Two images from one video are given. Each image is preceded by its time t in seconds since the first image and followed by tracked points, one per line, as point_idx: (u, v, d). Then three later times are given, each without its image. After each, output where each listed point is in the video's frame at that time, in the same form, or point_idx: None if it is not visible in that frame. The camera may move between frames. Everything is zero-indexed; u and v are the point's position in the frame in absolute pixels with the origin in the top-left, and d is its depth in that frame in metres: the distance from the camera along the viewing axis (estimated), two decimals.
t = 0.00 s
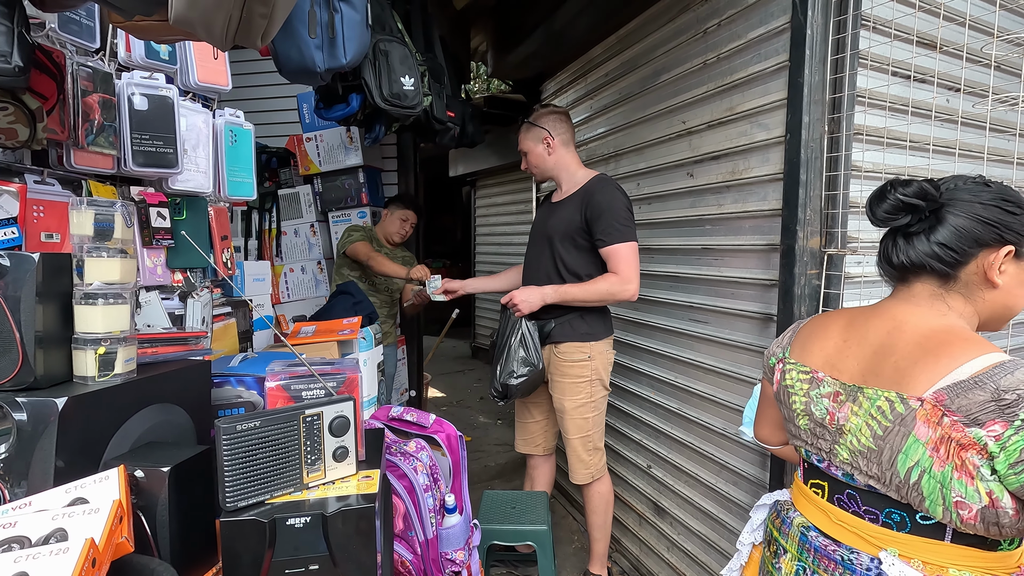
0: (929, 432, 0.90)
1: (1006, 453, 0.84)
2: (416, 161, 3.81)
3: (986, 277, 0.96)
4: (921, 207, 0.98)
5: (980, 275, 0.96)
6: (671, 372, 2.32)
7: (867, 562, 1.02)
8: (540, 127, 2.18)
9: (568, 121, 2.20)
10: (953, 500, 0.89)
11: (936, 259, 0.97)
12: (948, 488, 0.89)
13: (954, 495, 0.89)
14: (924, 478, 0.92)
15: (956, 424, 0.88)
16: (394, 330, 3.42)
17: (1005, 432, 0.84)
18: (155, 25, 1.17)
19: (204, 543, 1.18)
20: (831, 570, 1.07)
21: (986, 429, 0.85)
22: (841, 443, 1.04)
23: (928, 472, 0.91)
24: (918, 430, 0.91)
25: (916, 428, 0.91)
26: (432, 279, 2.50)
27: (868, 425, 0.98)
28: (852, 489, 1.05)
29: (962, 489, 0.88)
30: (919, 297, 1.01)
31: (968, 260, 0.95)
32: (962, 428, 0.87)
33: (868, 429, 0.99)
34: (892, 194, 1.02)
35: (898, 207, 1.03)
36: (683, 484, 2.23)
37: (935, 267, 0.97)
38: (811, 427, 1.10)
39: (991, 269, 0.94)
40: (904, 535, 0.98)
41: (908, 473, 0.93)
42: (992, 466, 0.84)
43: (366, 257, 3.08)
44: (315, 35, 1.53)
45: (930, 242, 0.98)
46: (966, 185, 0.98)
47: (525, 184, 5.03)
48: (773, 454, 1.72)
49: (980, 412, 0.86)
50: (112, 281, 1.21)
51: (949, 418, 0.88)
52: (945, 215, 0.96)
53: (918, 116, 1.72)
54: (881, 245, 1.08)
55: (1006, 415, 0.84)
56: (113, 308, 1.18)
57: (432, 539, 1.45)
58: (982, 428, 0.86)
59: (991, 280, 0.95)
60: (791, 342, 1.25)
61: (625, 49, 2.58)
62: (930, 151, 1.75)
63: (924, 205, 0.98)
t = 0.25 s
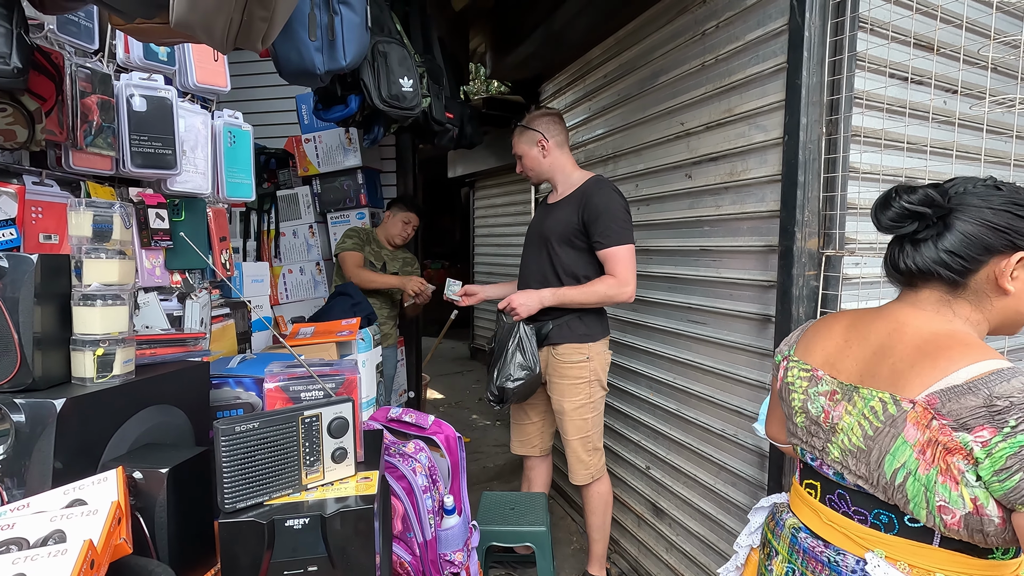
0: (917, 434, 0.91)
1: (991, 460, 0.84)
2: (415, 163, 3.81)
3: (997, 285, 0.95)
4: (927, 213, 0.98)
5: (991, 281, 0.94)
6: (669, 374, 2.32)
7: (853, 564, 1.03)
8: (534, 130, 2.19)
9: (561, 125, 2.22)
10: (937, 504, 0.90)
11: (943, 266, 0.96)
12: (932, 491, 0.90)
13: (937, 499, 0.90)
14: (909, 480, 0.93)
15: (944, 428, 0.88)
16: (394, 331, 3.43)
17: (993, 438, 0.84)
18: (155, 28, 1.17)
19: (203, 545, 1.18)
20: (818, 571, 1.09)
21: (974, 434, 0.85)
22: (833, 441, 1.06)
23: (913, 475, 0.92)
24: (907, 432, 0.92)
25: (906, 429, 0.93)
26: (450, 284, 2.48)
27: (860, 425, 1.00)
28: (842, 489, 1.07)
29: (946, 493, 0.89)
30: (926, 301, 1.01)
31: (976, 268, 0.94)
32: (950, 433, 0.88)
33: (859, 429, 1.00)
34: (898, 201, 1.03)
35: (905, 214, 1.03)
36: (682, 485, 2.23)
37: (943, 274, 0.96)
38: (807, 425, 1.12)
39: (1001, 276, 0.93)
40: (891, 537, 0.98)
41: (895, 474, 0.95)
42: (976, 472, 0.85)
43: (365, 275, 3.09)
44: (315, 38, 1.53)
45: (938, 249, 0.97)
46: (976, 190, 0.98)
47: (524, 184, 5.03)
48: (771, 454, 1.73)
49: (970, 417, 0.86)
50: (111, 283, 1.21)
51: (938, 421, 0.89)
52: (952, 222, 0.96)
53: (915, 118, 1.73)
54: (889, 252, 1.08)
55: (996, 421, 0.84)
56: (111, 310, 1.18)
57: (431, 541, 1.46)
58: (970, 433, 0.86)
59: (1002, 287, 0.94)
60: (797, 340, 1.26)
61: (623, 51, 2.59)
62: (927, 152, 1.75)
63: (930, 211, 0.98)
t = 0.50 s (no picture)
0: (900, 428, 0.92)
1: (968, 454, 0.83)
2: (416, 164, 3.82)
3: (1005, 296, 0.95)
4: (933, 226, 0.97)
5: (998, 292, 0.94)
6: (671, 375, 2.32)
7: (840, 565, 1.02)
8: (536, 131, 2.19)
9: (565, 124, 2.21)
10: (917, 498, 0.90)
11: (949, 278, 0.96)
12: (912, 485, 0.91)
13: (917, 493, 0.90)
14: (892, 474, 0.93)
15: (925, 422, 0.89)
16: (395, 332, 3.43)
17: (971, 432, 0.83)
18: (161, 30, 1.18)
19: (206, 545, 1.18)
20: (807, 574, 1.09)
21: (953, 428, 0.86)
22: (825, 437, 1.08)
23: (896, 469, 0.93)
24: (891, 426, 0.94)
25: (889, 424, 0.94)
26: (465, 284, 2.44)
27: (850, 420, 1.01)
28: (833, 489, 1.07)
29: (926, 487, 0.89)
30: (929, 304, 1.01)
31: (983, 279, 0.94)
32: (930, 426, 0.88)
33: (848, 424, 1.01)
34: (903, 212, 1.01)
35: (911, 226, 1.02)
36: (683, 487, 2.23)
37: (949, 286, 0.97)
38: (804, 422, 1.14)
39: (1008, 286, 0.93)
40: (879, 537, 0.98)
41: (878, 468, 0.96)
42: (952, 465, 0.85)
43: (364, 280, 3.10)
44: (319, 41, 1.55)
45: (944, 260, 0.97)
46: (983, 199, 0.96)
47: (525, 185, 5.03)
48: (773, 455, 1.73)
49: (950, 412, 0.86)
50: (115, 285, 1.22)
51: (920, 415, 0.89)
52: (959, 234, 0.95)
53: (917, 120, 1.73)
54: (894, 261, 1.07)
55: (975, 416, 0.84)
56: (115, 311, 1.19)
57: (432, 542, 1.45)
58: (949, 428, 0.86)
59: (1009, 297, 0.94)
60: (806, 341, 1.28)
61: (625, 52, 2.59)
62: (929, 154, 1.75)
63: (937, 224, 0.97)
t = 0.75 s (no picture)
0: (866, 407, 1.02)
1: (917, 425, 0.92)
2: (418, 165, 3.82)
3: (988, 295, 0.99)
4: (910, 241, 1.03)
5: (981, 293, 0.99)
6: (673, 376, 2.32)
7: (829, 546, 1.09)
8: (540, 131, 2.19)
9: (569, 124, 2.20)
10: (882, 471, 0.98)
11: (931, 287, 1.02)
12: (876, 458, 0.99)
13: (880, 465, 0.98)
14: (861, 451, 1.02)
15: (885, 399, 0.99)
16: (397, 333, 3.43)
17: (921, 406, 0.92)
18: (165, 32, 1.18)
19: (210, 547, 1.18)
20: (803, 556, 1.15)
21: (907, 403, 0.95)
22: (817, 426, 1.16)
23: (865, 446, 1.02)
24: (860, 407, 1.04)
25: (859, 405, 1.04)
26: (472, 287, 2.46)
27: (833, 405, 1.11)
28: (825, 475, 1.15)
29: (886, 459, 0.97)
30: (910, 301, 1.08)
31: (965, 285, 0.99)
32: (888, 403, 0.98)
33: (831, 409, 1.11)
34: (882, 229, 1.07)
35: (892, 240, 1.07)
36: (685, 488, 2.23)
37: (933, 293, 1.02)
38: (802, 415, 1.23)
39: (990, 288, 0.97)
40: (863, 518, 1.04)
41: (851, 446, 1.05)
42: (904, 435, 0.94)
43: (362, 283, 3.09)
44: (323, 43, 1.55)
45: (926, 269, 1.02)
46: (959, 208, 1.00)
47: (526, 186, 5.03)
48: (775, 457, 1.73)
49: (906, 390, 0.96)
50: (119, 285, 1.23)
51: (881, 393, 1.00)
52: (936, 245, 1.00)
53: (919, 121, 1.73)
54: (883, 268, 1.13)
55: (925, 391, 0.93)
56: (118, 312, 1.19)
57: (435, 542, 1.45)
58: (904, 403, 0.95)
59: (992, 297, 0.98)
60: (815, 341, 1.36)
61: (627, 53, 2.60)
62: (932, 154, 1.75)
63: (914, 238, 1.02)
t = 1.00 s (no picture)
0: (858, 381, 1.08)
1: (899, 389, 0.99)
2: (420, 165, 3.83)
3: (981, 291, 1.03)
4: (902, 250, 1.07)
5: (976, 290, 1.03)
6: (675, 376, 2.32)
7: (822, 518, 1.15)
8: (541, 131, 2.19)
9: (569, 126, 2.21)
10: (869, 438, 1.03)
11: (926, 289, 1.06)
12: (863, 426, 1.05)
13: (867, 432, 1.03)
14: (851, 422, 1.08)
15: (872, 372, 1.06)
16: (399, 334, 3.43)
17: (903, 374, 0.99)
18: (168, 32, 1.19)
19: (212, 547, 1.18)
20: (801, 531, 1.21)
21: (890, 373, 1.02)
22: (821, 409, 1.20)
23: (854, 416, 1.08)
24: (851, 381, 1.10)
25: (852, 381, 1.10)
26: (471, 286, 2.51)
27: (830, 386, 1.16)
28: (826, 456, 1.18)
29: (872, 425, 1.03)
30: (909, 296, 1.12)
31: (957, 285, 1.03)
32: (875, 374, 1.05)
33: (832, 389, 1.16)
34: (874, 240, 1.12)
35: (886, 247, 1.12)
36: (688, 488, 2.23)
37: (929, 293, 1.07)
38: (809, 404, 1.27)
39: (984, 286, 1.01)
40: (853, 493, 1.10)
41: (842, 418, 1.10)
42: (888, 400, 1.00)
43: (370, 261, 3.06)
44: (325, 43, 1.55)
45: (921, 274, 1.06)
46: (948, 214, 1.03)
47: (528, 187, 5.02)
48: (778, 457, 1.72)
49: (891, 362, 1.03)
50: (123, 285, 1.22)
51: (869, 367, 1.07)
52: (928, 251, 1.04)
53: (923, 121, 1.72)
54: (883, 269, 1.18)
55: (907, 362, 0.99)
56: (121, 312, 1.19)
57: (437, 543, 1.45)
58: (888, 373, 1.02)
59: (986, 294, 1.02)
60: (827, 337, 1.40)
61: (629, 54, 2.59)
62: (935, 154, 1.74)
63: (905, 247, 1.07)
